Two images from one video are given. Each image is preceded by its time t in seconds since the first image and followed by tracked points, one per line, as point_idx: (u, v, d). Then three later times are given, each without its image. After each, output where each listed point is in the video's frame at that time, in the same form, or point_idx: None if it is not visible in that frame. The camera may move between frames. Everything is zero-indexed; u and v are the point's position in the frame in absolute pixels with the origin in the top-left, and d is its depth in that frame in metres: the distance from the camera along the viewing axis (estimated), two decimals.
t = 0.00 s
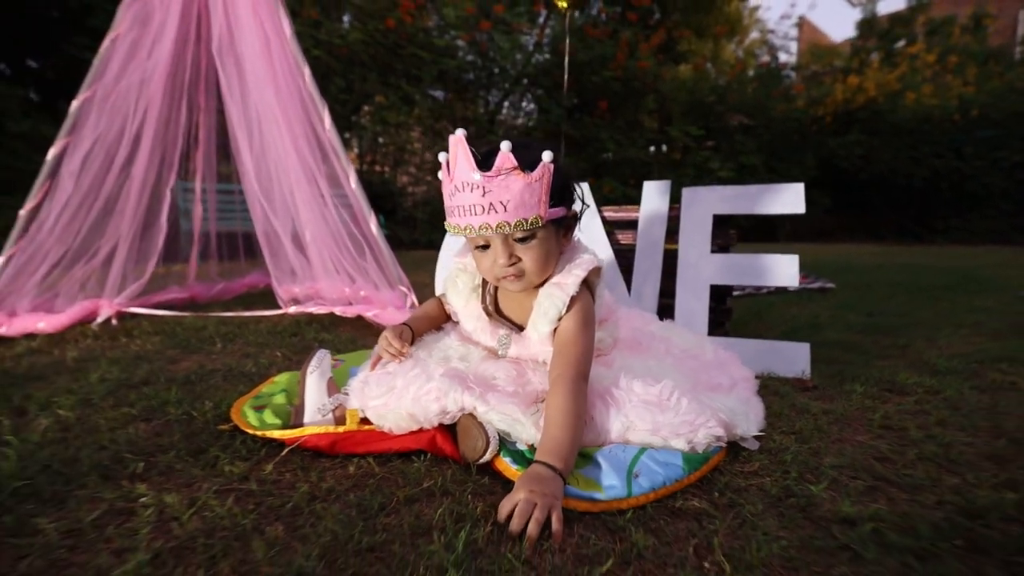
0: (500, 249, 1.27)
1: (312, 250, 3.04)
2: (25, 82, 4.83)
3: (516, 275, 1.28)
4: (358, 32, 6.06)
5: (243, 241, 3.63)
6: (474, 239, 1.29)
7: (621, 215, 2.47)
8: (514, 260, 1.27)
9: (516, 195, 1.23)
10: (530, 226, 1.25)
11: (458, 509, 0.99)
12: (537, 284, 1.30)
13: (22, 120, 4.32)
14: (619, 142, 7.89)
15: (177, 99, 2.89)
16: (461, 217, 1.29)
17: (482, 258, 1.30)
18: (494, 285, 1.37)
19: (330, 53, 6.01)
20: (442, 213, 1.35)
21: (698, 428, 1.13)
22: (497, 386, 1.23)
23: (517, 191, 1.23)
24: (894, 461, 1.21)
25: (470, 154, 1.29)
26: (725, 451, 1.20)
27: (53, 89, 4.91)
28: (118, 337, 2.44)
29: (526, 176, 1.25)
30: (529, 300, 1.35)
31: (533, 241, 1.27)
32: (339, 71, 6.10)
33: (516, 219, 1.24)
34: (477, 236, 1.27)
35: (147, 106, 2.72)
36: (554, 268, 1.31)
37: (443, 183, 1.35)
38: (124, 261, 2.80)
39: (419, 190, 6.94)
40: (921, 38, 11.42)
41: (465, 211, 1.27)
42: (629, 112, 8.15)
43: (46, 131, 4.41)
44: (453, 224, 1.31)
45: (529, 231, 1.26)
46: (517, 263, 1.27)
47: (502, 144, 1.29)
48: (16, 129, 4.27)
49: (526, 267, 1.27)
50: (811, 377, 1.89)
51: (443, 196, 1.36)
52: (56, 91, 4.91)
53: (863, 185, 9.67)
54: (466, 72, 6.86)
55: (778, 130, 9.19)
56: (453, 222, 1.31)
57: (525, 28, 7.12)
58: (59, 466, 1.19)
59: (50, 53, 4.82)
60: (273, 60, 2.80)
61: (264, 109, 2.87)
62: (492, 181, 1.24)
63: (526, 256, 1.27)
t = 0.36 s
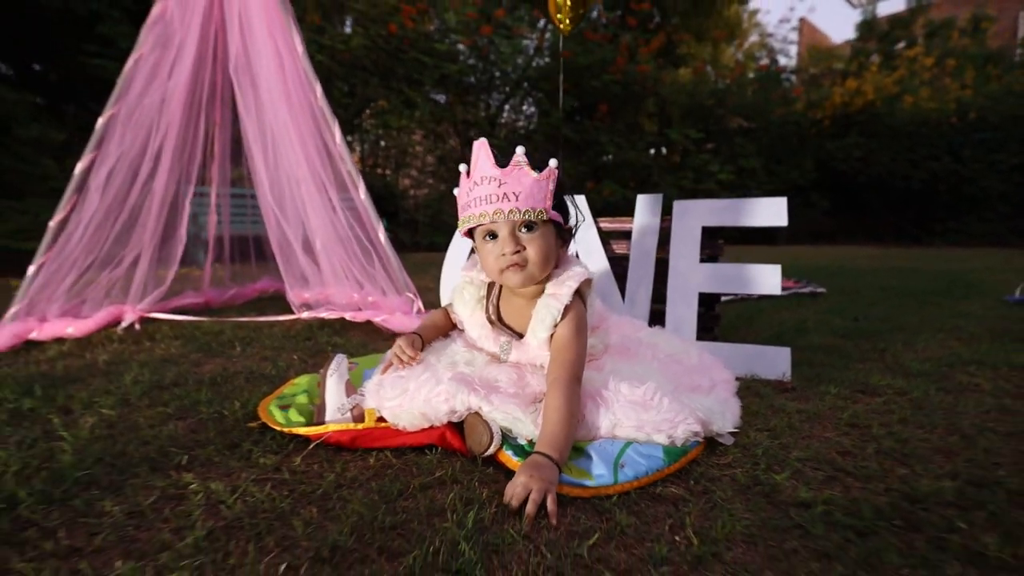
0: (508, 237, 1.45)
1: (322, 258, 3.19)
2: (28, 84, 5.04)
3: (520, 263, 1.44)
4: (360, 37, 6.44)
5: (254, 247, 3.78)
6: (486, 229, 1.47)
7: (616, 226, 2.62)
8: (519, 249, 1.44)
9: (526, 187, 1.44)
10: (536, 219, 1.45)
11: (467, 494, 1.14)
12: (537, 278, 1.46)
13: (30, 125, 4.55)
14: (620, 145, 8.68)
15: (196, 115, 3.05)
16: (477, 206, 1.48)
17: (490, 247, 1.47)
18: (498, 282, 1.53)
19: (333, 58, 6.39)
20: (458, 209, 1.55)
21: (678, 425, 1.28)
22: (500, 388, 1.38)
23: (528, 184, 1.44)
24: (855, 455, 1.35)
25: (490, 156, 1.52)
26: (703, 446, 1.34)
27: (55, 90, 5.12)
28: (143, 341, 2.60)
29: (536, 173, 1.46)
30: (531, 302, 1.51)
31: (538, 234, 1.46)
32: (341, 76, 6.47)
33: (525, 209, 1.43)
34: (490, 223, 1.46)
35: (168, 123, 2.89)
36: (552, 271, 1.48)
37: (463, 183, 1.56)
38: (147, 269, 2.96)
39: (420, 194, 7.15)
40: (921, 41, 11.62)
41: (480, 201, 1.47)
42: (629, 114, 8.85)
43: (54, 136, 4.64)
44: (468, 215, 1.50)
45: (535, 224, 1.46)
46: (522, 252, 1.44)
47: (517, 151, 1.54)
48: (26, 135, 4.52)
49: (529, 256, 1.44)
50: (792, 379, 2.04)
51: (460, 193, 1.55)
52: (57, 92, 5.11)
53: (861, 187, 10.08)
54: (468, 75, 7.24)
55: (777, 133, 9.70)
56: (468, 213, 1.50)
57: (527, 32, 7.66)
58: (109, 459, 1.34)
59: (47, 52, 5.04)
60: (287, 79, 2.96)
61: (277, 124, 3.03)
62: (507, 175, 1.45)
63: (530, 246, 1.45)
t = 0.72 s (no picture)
0: (511, 239, 1.61)
1: (330, 265, 3.33)
2: (32, 88, 5.11)
3: (521, 263, 1.59)
4: (363, 42, 6.59)
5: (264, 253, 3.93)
6: (493, 233, 1.63)
7: (610, 235, 2.77)
8: (521, 250, 1.60)
9: (530, 196, 1.61)
10: (537, 225, 1.61)
11: (472, 483, 1.28)
12: (536, 279, 1.61)
13: (40, 133, 4.63)
14: (621, 148, 8.92)
15: (211, 128, 3.20)
16: (485, 213, 1.64)
17: (495, 249, 1.63)
18: (501, 286, 1.68)
19: (336, 62, 6.53)
20: (467, 217, 1.71)
21: (662, 421, 1.42)
22: (502, 387, 1.52)
23: (531, 194, 1.61)
24: (824, 449, 1.49)
25: (500, 170, 1.70)
26: (685, 441, 1.48)
27: (58, 92, 5.20)
28: (163, 345, 2.75)
29: (538, 185, 1.63)
30: (531, 304, 1.65)
31: (539, 239, 1.62)
32: (345, 80, 6.62)
33: (527, 215, 1.60)
34: (496, 228, 1.62)
35: (185, 138, 3.04)
36: (549, 276, 1.64)
37: (474, 195, 1.74)
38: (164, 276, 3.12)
39: (421, 195, 7.51)
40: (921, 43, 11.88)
41: (488, 207, 1.63)
42: (629, 117, 9.03)
43: (61, 141, 4.69)
44: (477, 220, 1.67)
45: (536, 230, 1.62)
46: (523, 254, 1.60)
47: (524, 168, 1.72)
48: (34, 141, 4.56)
49: (529, 257, 1.60)
50: (775, 381, 2.17)
51: (471, 204, 1.72)
52: (59, 95, 5.19)
53: (860, 189, 10.32)
54: (469, 78, 7.60)
55: (776, 134, 9.91)
56: (477, 220, 1.66)
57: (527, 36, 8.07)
58: (148, 452, 1.48)
59: (47, 54, 5.11)
60: (298, 95, 3.10)
61: (289, 138, 3.17)
62: (513, 185, 1.62)
63: (531, 249, 1.60)
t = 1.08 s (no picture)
0: (515, 247, 1.75)
1: (341, 269, 3.46)
2: (34, 89, 5.47)
3: (523, 269, 1.73)
4: (365, 47, 6.92)
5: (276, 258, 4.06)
6: (498, 242, 1.77)
7: (609, 242, 2.91)
8: (523, 257, 1.74)
9: (532, 208, 1.75)
10: (539, 234, 1.75)
11: (481, 472, 1.41)
12: (538, 284, 1.74)
13: (48, 136, 5.24)
14: (620, 150, 9.11)
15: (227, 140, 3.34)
16: (490, 223, 1.78)
17: (499, 256, 1.76)
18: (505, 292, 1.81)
19: (339, 65, 6.82)
20: (474, 226, 1.85)
21: (654, 417, 1.56)
22: (507, 386, 1.65)
23: (533, 206, 1.76)
24: (803, 443, 1.62)
25: (505, 185, 1.85)
26: (675, 435, 1.62)
27: (60, 93, 5.59)
28: (183, 346, 2.89)
29: (540, 199, 1.78)
30: (533, 309, 1.78)
31: (540, 247, 1.76)
32: (348, 83, 6.92)
33: (530, 225, 1.74)
34: (501, 236, 1.76)
35: (203, 149, 3.18)
36: (549, 282, 1.77)
37: (480, 208, 1.88)
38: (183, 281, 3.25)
39: (423, 198, 7.76)
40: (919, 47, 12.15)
41: (494, 218, 1.77)
42: (630, 119, 9.26)
43: (69, 145, 5.34)
44: (483, 230, 1.81)
45: (537, 239, 1.76)
46: (525, 261, 1.73)
47: (527, 183, 1.87)
48: (44, 145, 5.20)
49: (531, 264, 1.73)
50: (764, 382, 2.30)
51: (477, 215, 1.87)
52: (62, 96, 5.59)
53: (859, 191, 10.56)
54: (470, 81, 7.82)
55: (775, 136, 10.13)
56: (483, 230, 1.80)
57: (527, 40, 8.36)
58: (183, 445, 1.62)
59: (49, 55, 5.49)
60: (310, 107, 3.24)
61: (301, 148, 3.31)
62: (516, 199, 1.77)
63: (532, 256, 1.74)
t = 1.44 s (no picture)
0: (525, 261, 1.89)
1: (352, 276, 3.61)
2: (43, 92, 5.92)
3: (533, 281, 1.87)
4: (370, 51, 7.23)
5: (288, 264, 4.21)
6: (509, 256, 1.91)
7: (610, 251, 3.06)
8: (533, 270, 1.88)
9: (542, 225, 1.90)
10: (547, 250, 1.90)
11: (494, 468, 1.56)
12: (546, 295, 1.89)
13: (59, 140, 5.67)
14: (621, 153, 9.30)
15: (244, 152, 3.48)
16: (503, 239, 1.92)
17: (510, 269, 1.90)
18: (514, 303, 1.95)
19: (344, 69, 7.18)
20: (487, 240, 1.99)
21: (651, 418, 1.71)
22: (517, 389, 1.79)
23: (543, 224, 1.90)
24: (789, 443, 1.76)
25: (516, 203, 1.99)
26: (671, 435, 1.77)
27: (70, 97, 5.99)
28: (206, 350, 3.05)
29: (549, 217, 1.93)
30: (541, 319, 1.92)
31: (548, 261, 1.90)
32: (352, 87, 7.28)
33: (539, 241, 1.89)
34: (512, 251, 1.91)
35: (222, 161, 3.33)
36: (556, 293, 1.92)
37: (493, 224, 2.02)
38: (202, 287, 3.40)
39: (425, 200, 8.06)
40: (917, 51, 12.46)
41: (506, 233, 1.91)
42: (631, 121, 9.51)
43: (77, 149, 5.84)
44: (495, 245, 1.95)
45: (546, 254, 1.90)
46: (535, 274, 1.88)
47: (537, 202, 2.02)
48: (56, 149, 5.63)
49: (540, 277, 1.88)
50: (756, 386, 2.44)
51: (490, 230, 2.01)
52: (63, 96, 6.09)
53: (859, 193, 10.84)
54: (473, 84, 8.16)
55: (774, 139, 10.35)
56: (496, 244, 1.94)
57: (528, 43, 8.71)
58: (219, 444, 1.77)
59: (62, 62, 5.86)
60: (324, 121, 3.40)
61: (314, 159, 3.46)
62: (527, 216, 1.91)
63: (541, 270, 1.89)
